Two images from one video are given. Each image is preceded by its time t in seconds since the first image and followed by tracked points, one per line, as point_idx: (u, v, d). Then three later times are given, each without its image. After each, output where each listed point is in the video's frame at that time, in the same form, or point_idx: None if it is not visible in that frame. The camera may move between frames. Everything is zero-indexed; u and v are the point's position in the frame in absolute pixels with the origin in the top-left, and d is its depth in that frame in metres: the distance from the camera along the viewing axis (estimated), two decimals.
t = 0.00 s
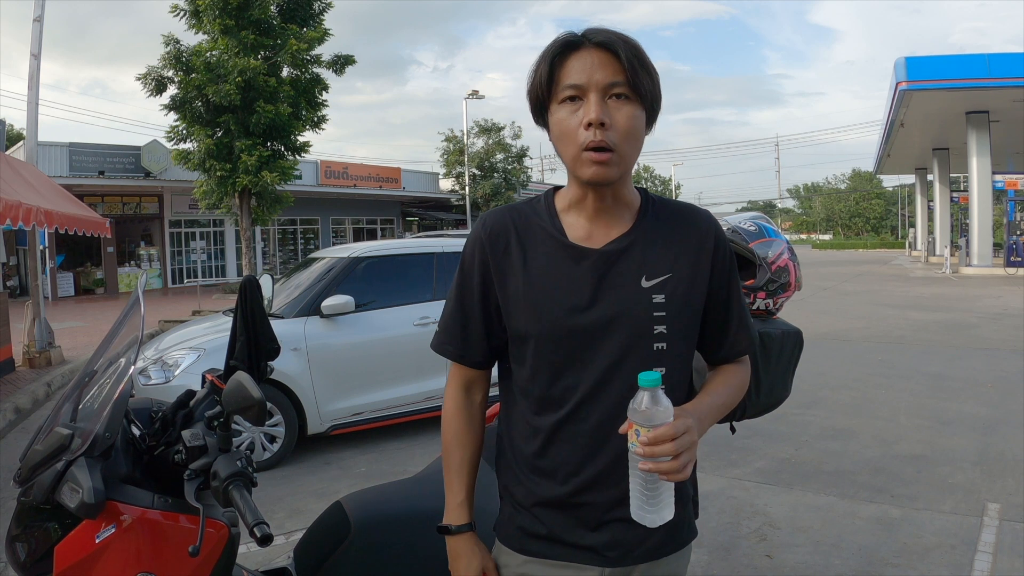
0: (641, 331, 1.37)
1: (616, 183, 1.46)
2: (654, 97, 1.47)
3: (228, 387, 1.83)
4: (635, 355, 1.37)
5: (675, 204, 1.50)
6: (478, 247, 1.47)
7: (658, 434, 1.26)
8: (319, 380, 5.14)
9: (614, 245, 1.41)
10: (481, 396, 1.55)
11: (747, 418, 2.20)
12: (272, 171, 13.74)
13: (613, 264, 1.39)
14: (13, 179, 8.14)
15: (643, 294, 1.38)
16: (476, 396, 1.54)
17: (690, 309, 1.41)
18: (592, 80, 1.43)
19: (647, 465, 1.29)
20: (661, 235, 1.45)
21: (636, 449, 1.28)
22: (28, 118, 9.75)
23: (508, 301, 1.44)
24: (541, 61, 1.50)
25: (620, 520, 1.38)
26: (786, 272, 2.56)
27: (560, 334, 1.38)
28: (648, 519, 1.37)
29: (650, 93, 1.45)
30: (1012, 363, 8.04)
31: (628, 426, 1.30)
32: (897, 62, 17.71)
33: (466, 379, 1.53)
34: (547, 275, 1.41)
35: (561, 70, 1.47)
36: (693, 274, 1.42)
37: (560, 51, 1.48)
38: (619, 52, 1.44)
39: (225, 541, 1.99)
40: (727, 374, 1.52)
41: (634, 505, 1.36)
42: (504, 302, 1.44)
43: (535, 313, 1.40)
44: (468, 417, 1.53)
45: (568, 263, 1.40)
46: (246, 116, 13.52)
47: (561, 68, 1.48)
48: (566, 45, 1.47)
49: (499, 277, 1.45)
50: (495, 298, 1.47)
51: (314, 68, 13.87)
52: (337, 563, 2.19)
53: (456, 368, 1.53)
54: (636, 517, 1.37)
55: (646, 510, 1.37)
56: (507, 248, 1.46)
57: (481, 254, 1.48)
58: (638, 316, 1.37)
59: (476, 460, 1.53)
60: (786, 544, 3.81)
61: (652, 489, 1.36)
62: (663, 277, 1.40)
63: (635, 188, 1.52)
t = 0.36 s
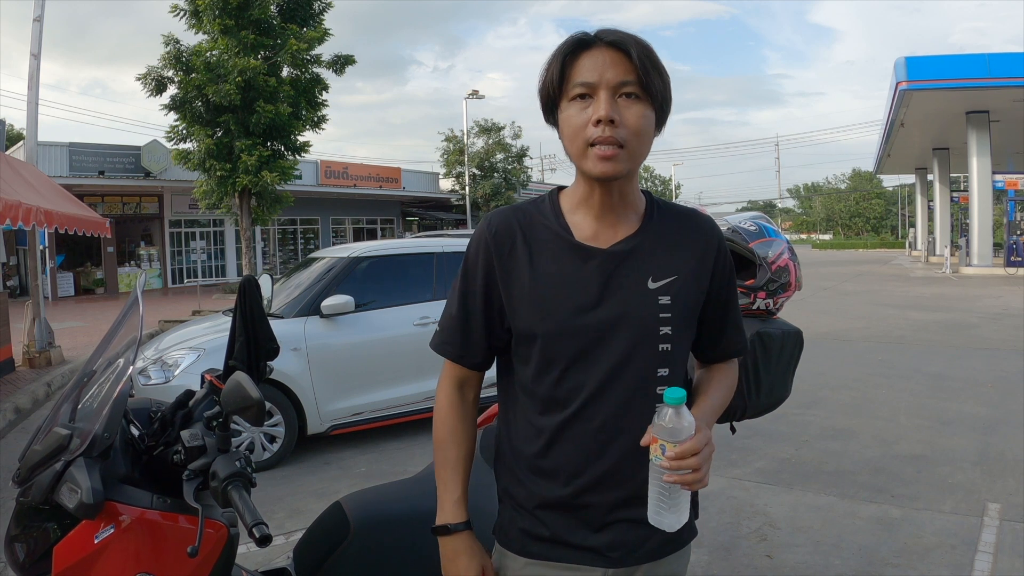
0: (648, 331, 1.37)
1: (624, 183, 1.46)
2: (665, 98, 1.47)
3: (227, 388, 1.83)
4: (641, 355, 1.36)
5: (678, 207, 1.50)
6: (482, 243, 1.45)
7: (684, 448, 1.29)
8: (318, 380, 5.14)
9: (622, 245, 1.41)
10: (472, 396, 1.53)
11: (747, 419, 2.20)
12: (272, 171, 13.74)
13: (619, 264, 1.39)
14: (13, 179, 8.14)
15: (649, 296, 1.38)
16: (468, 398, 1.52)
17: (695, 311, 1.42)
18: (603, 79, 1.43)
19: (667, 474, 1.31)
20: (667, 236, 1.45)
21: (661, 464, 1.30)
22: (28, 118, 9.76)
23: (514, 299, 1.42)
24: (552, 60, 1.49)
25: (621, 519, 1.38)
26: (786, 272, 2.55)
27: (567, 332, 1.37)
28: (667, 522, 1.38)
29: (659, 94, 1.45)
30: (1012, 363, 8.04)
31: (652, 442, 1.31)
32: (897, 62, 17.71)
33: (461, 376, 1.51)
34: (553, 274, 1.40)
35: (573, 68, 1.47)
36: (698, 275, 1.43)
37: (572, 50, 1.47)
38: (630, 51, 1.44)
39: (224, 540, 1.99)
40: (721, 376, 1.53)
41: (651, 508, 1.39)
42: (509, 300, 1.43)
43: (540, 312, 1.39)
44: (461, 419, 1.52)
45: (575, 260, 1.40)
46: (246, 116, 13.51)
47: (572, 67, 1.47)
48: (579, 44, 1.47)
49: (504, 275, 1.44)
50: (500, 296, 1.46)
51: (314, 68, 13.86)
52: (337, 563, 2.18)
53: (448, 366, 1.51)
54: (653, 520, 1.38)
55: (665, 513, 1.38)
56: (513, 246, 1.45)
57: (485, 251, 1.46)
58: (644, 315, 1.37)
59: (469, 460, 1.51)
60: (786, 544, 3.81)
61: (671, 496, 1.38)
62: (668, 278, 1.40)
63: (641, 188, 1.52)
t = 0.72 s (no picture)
0: (646, 328, 1.37)
1: (615, 195, 1.43)
2: (647, 108, 1.40)
3: (228, 388, 1.82)
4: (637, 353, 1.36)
5: (680, 210, 1.49)
6: (478, 238, 1.46)
7: (656, 402, 1.24)
8: (318, 380, 5.14)
9: (622, 245, 1.41)
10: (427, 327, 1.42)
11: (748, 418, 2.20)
12: (272, 171, 13.73)
13: (617, 263, 1.39)
14: (13, 179, 8.14)
15: (648, 294, 1.38)
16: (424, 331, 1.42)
17: (696, 311, 1.41)
18: (578, 98, 1.38)
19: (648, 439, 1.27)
20: (668, 238, 1.45)
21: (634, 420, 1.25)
22: (28, 118, 9.76)
23: (512, 295, 1.42)
24: (538, 77, 1.46)
25: (621, 517, 1.37)
26: (786, 272, 2.55)
27: (564, 330, 1.37)
28: (652, 503, 1.37)
29: (640, 105, 1.39)
30: (1012, 363, 8.04)
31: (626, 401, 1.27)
32: (898, 61, 17.71)
33: (422, 319, 1.43)
34: (553, 272, 1.41)
35: (555, 85, 1.43)
36: (696, 276, 1.42)
37: (554, 67, 1.43)
38: (605, 67, 1.37)
39: (225, 541, 1.98)
40: (730, 382, 1.48)
41: (638, 489, 1.37)
42: (507, 294, 1.43)
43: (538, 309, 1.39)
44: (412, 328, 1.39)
45: (573, 259, 1.40)
46: (246, 116, 13.51)
47: (555, 82, 1.44)
48: (560, 59, 1.42)
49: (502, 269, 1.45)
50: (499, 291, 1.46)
51: (314, 68, 13.86)
52: (337, 563, 2.18)
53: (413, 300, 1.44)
54: (640, 501, 1.37)
55: (650, 495, 1.37)
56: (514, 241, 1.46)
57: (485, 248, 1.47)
58: (642, 313, 1.37)
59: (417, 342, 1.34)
60: (787, 544, 3.80)
61: (656, 477, 1.37)
62: (669, 277, 1.40)
63: (640, 191, 1.49)
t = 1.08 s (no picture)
0: (646, 325, 1.37)
1: (620, 194, 1.43)
2: (654, 109, 1.40)
3: (229, 388, 1.82)
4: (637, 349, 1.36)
5: (681, 210, 1.49)
6: (482, 228, 1.47)
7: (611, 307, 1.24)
8: (319, 379, 5.13)
9: (624, 242, 1.42)
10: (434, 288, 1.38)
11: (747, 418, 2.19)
12: (272, 171, 13.74)
13: (618, 262, 1.40)
14: (13, 179, 8.13)
15: (649, 290, 1.39)
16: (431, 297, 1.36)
17: (695, 306, 1.41)
18: (587, 97, 1.38)
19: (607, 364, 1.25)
20: (669, 237, 1.45)
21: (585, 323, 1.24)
22: (29, 118, 9.76)
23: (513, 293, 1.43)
24: (544, 77, 1.46)
25: (622, 515, 1.37)
26: (787, 271, 2.54)
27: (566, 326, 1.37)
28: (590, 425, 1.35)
29: (648, 106, 1.39)
30: (1013, 363, 8.05)
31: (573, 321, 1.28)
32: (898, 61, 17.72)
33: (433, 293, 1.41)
34: (556, 268, 1.42)
35: (563, 85, 1.42)
36: (697, 274, 1.42)
37: (562, 66, 1.43)
38: (614, 68, 1.37)
39: (225, 541, 1.98)
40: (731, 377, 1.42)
41: (576, 418, 1.34)
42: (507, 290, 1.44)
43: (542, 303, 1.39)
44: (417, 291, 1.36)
45: (576, 257, 1.41)
46: (246, 116, 13.51)
47: (563, 81, 1.43)
48: (568, 58, 1.42)
49: (504, 264, 1.45)
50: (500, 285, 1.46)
51: (314, 68, 13.87)
52: (337, 563, 2.17)
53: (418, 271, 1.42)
54: (581, 429, 1.34)
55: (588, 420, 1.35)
56: (515, 237, 1.47)
57: (489, 242, 1.47)
58: (642, 311, 1.37)
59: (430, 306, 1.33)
60: (787, 544, 3.81)
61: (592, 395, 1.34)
62: (669, 274, 1.40)
63: (643, 190, 1.49)
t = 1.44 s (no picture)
0: (645, 326, 1.37)
1: (618, 194, 1.43)
2: (650, 106, 1.40)
3: (229, 389, 1.82)
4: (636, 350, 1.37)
5: (681, 209, 1.49)
6: (480, 229, 1.47)
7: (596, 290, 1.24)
8: (319, 379, 5.14)
9: (623, 242, 1.42)
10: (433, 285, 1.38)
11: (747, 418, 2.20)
12: (272, 171, 13.73)
13: (617, 262, 1.40)
14: (13, 179, 8.13)
15: (648, 290, 1.39)
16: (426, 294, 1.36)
17: (693, 306, 1.41)
18: (582, 97, 1.38)
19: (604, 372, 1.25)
20: (668, 235, 1.45)
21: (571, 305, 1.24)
22: (29, 118, 9.76)
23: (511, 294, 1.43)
24: (540, 77, 1.46)
25: (620, 517, 1.37)
26: (786, 271, 2.55)
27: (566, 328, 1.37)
28: (571, 430, 1.35)
29: (644, 103, 1.39)
30: (1013, 362, 8.05)
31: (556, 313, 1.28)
32: (898, 61, 17.73)
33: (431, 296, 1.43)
34: (554, 269, 1.42)
35: (559, 84, 1.43)
36: (696, 273, 1.42)
37: (556, 67, 1.43)
38: (608, 66, 1.37)
39: (225, 541, 1.98)
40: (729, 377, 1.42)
41: (558, 420, 1.35)
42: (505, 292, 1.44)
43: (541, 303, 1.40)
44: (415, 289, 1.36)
45: (574, 259, 1.42)
46: (246, 116, 13.51)
47: (558, 82, 1.43)
48: (562, 59, 1.42)
49: (503, 265, 1.46)
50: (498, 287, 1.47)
51: (314, 68, 13.87)
52: (337, 564, 2.17)
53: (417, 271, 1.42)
54: (563, 429, 1.35)
55: (569, 424, 1.35)
56: (514, 237, 1.47)
57: (489, 241, 1.48)
58: (642, 311, 1.38)
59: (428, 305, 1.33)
60: (787, 544, 3.81)
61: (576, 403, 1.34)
62: (668, 275, 1.40)
63: (642, 188, 1.49)
